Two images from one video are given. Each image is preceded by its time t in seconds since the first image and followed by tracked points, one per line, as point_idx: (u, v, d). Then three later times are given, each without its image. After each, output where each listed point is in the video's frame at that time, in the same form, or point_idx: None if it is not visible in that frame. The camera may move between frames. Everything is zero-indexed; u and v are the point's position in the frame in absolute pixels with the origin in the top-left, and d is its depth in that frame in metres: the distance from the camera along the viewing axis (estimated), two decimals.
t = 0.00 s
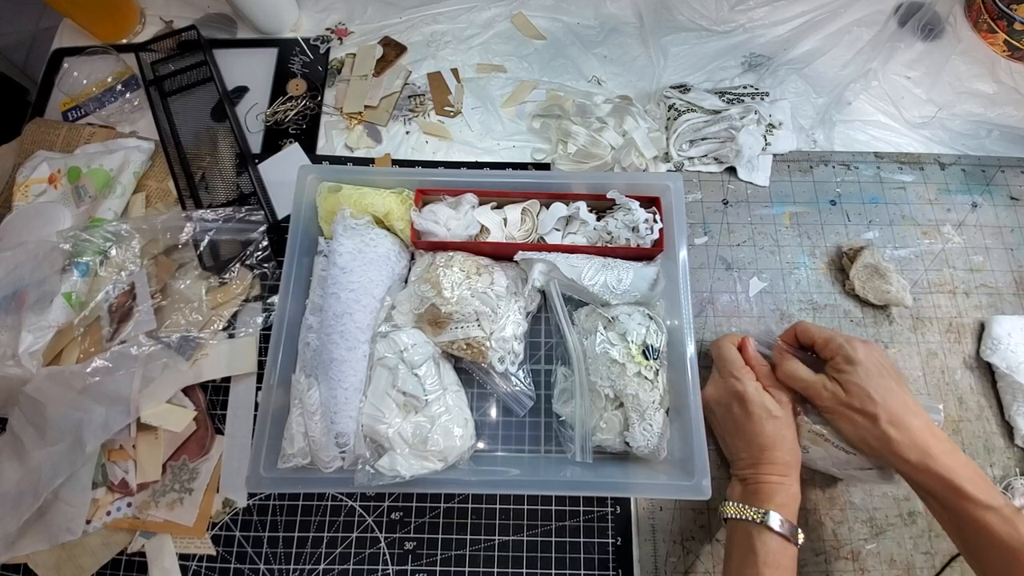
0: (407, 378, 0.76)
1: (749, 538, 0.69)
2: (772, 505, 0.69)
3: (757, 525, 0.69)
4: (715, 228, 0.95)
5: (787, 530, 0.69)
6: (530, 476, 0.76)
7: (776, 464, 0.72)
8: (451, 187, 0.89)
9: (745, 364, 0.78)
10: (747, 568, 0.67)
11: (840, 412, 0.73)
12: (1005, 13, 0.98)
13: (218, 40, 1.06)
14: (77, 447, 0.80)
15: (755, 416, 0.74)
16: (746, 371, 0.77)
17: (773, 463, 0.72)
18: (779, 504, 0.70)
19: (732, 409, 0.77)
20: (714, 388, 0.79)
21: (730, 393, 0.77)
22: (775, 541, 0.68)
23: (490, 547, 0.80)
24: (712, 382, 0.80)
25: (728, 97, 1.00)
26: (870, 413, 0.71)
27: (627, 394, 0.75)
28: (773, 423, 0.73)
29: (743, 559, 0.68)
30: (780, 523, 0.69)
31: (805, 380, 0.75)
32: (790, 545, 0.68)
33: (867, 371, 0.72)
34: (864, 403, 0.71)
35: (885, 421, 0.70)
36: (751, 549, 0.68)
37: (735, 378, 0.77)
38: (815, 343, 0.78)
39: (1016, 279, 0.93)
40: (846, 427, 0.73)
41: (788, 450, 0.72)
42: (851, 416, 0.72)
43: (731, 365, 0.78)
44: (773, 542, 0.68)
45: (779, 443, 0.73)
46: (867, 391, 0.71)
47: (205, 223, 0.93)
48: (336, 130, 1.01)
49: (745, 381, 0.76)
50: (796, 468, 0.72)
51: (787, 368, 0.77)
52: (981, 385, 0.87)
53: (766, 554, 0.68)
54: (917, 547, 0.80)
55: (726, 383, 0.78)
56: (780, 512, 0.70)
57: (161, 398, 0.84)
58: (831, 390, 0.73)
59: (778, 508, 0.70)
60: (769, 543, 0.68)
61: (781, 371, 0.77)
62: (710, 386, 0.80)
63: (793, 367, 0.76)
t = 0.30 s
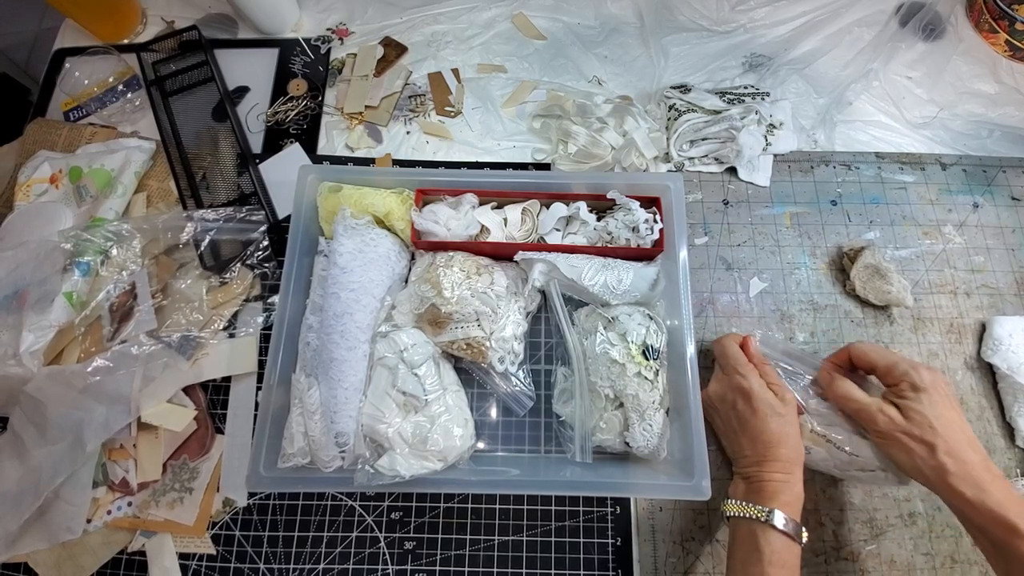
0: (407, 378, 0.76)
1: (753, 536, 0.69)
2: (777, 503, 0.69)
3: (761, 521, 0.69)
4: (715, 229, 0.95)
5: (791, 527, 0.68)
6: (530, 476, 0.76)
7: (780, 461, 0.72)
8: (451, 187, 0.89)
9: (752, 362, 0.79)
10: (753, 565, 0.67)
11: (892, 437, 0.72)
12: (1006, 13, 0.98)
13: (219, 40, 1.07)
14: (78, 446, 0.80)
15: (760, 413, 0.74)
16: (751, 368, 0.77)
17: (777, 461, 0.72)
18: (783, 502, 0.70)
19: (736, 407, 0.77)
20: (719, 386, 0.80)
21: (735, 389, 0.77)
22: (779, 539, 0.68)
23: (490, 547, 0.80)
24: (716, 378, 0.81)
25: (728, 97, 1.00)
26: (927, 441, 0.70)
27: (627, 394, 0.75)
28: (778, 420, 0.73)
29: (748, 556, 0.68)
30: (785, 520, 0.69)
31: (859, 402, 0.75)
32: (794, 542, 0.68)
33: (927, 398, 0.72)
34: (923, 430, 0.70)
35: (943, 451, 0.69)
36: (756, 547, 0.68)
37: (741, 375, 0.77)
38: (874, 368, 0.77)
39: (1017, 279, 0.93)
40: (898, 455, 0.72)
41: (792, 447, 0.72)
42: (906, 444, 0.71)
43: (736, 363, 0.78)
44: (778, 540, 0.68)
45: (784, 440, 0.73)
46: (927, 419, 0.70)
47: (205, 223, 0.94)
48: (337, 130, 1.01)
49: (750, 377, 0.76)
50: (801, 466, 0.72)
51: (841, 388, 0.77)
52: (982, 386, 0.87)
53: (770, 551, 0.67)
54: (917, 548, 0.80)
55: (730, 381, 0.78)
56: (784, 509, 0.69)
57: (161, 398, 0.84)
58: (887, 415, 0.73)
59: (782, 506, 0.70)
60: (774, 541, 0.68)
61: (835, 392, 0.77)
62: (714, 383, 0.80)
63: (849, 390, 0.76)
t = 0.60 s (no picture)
0: (407, 378, 0.76)
1: (754, 534, 0.69)
2: (778, 502, 0.69)
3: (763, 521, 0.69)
4: (715, 228, 0.95)
5: (792, 525, 0.69)
6: (530, 476, 0.76)
7: (781, 459, 0.72)
8: (451, 187, 0.89)
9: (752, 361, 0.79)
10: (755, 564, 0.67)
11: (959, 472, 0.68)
12: (1005, 13, 0.98)
13: (219, 40, 1.06)
14: (77, 447, 0.80)
15: (761, 412, 0.74)
16: (751, 367, 0.78)
17: (778, 459, 0.72)
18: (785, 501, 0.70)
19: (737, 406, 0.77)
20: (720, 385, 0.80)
21: (735, 387, 0.77)
22: (780, 538, 0.68)
23: (490, 547, 0.80)
24: (715, 377, 0.81)
25: (728, 97, 1.00)
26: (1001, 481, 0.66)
27: (627, 394, 0.75)
28: (778, 419, 0.74)
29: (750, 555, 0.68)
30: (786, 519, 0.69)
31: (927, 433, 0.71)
32: (795, 540, 0.68)
33: (1004, 435, 0.68)
34: (997, 468, 0.66)
35: (1016, 493, 0.65)
36: (757, 546, 0.68)
37: (741, 374, 0.78)
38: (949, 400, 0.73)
39: (1016, 279, 0.93)
40: (965, 491, 0.69)
41: (792, 445, 0.73)
42: (978, 482, 0.67)
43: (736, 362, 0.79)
44: (779, 538, 0.68)
45: (784, 439, 0.73)
46: (1003, 458, 0.66)
47: (205, 223, 0.93)
48: (337, 130, 1.01)
49: (750, 376, 0.77)
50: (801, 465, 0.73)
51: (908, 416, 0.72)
52: (982, 386, 0.87)
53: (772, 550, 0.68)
54: (917, 547, 0.80)
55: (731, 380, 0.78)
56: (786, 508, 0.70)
57: (161, 398, 0.84)
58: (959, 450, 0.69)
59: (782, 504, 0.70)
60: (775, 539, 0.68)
61: (900, 417, 0.72)
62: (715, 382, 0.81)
63: (919, 419, 0.71)
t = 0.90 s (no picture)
0: (407, 378, 0.76)
1: (754, 533, 0.69)
2: (777, 501, 0.69)
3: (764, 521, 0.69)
4: (715, 228, 0.95)
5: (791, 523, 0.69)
6: (530, 476, 0.76)
7: (780, 459, 0.72)
8: (452, 187, 0.89)
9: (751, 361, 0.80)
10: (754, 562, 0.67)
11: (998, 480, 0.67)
12: (1005, 13, 0.98)
13: (219, 40, 1.06)
14: (77, 447, 0.80)
15: (760, 413, 0.74)
16: (752, 367, 0.78)
17: (777, 458, 0.72)
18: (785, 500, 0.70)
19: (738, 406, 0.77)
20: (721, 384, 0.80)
21: (735, 387, 0.78)
22: (780, 537, 0.68)
23: (490, 547, 0.80)
24: (715, 377, 0.81)
25: (728, 97, 1.00)
26: None
27: (627, 394, 0.75)
28: (778, 419, 0.74)
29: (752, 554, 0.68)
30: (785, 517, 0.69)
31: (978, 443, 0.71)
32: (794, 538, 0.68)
33: None
34: None
35: None
36: (756, 545, 0.68)
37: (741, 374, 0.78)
38: (999, 425, 0.73)
39: (1016, 279, 0.93)
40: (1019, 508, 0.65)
41: (792, 445, 0.73)
42: None
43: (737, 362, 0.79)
44: (779, 537, 0.68)
45: (784, 439, 0.73)
46: None
47: (205, 223, 0.93)
48: (337, 130, 1.01)
49: (749, 376, 0.77)
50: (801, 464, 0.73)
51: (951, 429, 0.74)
52: (982, 386, 0.87)
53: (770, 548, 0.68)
54: (917, 547, 0.80)
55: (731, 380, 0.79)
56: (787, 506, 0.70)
57: (161, 398, 0.84)
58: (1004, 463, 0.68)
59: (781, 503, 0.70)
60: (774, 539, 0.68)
61: (954, 429, 0.73)
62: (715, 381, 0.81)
63: (970, 429, 0.71)
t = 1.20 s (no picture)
0: (407, 378, 0.76)
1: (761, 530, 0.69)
2: (784, 499, 0.70)
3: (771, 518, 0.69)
4: (715, 228, 0.95)
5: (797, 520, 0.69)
6: (530, 476, 0.76)
7: (786, 458, 0.72)
8: (452, 187, 0.89)
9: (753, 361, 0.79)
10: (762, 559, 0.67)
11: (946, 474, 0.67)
12: (1005, 13, 0.98)
13: (218, 40, 1.06)
14: (78, 447, 0.80)
15: (765, 412, 0.74)
16: (755, 368, 0.77)
17: (783, 457, 0.73)
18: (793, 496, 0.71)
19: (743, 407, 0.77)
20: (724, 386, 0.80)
21: (738, 388, 0.77)
22: (786, 533, 0.68)
23: (490, 547, 0.80)
24: (718, 378, 0.81)
25: (728, 97, 1.00)
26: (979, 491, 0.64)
27: (627, 394, 0.75)
28: (783, 419, 0.74)
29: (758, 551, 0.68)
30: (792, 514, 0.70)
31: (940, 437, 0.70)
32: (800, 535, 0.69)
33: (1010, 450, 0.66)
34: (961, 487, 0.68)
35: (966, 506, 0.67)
36: (763, 541, 0.68)
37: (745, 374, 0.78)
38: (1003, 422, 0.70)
39: (1015, 279, 0.93)
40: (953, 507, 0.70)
41: (796, 444, 0.73)
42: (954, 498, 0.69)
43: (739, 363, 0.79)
44: (785, 533, 0.68)
45: (788, 438, 0.73)
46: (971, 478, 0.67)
47: (205, 223, 0.93)
48: (337, 130, 1.01)
49: (753, 376, 0.77)
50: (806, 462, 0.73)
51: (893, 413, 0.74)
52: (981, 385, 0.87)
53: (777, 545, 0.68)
54: (917, 547, 0.80)
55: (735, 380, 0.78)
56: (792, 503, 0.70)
57: (161, 398, 0.84)
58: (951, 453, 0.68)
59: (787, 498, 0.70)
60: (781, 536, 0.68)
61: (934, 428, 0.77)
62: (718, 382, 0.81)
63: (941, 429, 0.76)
